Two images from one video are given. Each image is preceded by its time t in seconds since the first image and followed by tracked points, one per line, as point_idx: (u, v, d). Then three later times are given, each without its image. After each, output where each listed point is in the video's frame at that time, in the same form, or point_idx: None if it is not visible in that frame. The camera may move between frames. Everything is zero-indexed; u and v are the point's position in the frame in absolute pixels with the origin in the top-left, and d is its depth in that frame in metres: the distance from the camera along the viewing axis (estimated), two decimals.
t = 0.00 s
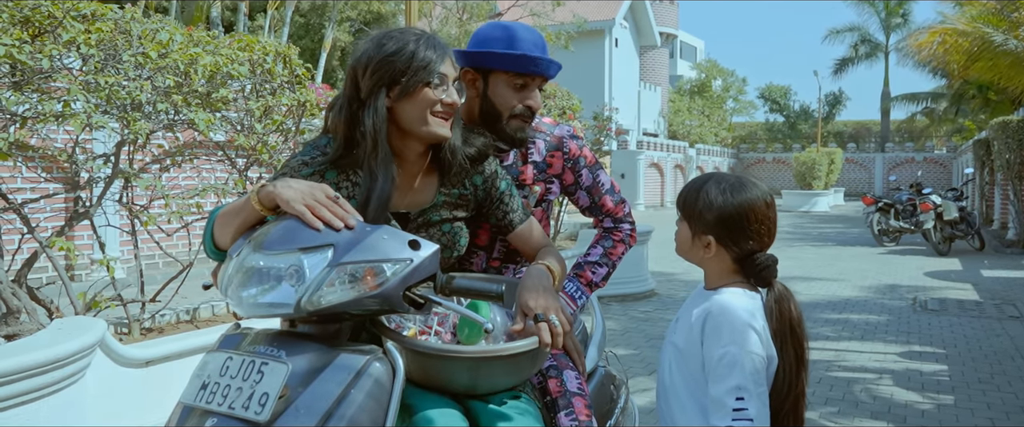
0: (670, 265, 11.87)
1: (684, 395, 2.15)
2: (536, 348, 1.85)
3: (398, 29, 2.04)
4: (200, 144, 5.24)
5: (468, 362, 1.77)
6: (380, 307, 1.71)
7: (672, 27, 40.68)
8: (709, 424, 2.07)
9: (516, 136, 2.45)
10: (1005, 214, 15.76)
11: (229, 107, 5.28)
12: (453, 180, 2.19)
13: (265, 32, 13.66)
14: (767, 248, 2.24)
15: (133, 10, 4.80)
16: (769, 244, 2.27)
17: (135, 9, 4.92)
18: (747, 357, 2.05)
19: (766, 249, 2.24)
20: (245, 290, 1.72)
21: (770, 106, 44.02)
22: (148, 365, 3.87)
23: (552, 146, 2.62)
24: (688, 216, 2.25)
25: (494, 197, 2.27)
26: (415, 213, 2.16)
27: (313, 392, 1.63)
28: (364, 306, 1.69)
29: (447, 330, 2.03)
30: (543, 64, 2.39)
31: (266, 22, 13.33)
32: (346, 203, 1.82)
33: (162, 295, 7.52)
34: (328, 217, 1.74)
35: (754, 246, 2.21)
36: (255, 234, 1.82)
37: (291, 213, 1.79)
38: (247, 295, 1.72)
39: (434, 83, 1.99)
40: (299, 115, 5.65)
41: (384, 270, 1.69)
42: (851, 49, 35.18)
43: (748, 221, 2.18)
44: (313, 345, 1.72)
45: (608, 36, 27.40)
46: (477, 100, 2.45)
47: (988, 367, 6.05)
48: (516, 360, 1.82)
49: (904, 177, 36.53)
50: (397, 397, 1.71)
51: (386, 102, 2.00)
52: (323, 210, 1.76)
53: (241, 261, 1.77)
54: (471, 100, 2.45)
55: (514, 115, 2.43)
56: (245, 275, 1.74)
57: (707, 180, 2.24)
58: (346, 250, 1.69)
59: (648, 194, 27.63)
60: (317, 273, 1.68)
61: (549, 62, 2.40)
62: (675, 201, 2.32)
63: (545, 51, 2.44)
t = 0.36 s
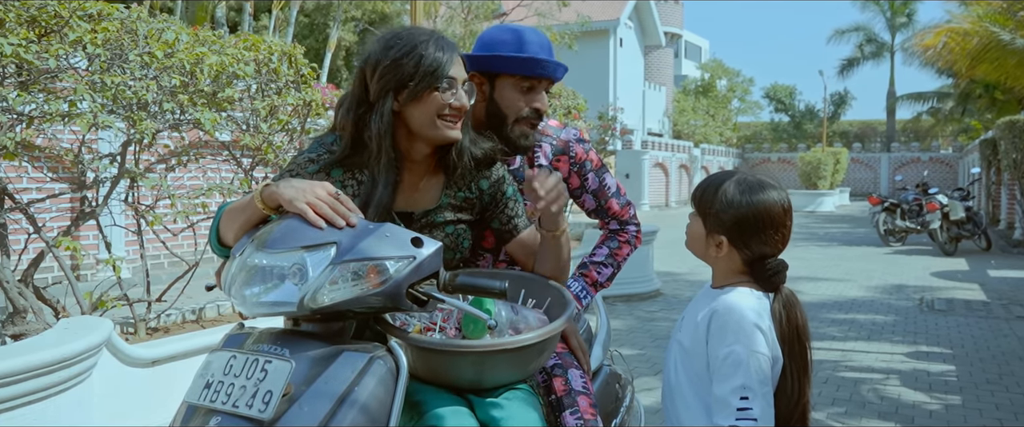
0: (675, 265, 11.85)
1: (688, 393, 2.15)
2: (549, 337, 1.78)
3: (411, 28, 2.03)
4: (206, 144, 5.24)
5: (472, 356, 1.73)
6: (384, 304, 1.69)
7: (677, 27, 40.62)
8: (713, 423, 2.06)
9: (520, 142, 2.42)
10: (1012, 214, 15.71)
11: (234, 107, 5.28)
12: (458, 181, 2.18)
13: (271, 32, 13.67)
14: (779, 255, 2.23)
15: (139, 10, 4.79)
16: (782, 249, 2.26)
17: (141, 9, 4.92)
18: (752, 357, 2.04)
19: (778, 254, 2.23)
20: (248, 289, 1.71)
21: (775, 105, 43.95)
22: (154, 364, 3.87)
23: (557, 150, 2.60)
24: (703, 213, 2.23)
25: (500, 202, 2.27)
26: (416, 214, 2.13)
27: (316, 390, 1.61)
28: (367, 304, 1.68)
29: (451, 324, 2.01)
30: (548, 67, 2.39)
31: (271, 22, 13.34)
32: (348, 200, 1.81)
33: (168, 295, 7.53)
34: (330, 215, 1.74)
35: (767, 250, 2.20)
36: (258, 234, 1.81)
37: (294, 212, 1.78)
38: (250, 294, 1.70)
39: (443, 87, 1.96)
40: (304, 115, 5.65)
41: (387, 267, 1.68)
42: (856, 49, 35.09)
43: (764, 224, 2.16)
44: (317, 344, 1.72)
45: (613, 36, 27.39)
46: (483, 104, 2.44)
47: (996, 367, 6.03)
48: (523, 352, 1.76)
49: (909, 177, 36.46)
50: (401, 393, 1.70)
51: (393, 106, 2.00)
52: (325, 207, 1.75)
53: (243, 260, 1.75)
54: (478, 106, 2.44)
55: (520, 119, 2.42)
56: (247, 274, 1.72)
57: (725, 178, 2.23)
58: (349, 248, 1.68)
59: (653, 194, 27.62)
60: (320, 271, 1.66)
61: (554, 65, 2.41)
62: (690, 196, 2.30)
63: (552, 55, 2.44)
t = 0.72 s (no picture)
0: (680, 266, 11.83)
1: (692, 398, 2.14)
2: (556, 334, 1.77)
3: (442, 43, 1.97)
4: (211, 144, 5.24)
5: (480, 356, 1.72)
6: (390, 305, 1.68)
7: (681, 27, 40.57)
8: None
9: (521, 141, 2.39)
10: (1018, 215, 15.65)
11: (240, 107, 5.28)
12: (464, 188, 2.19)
13: (277, 32, 13.67)
14: (783, 257, 2.23)
15: (145, 10, 4.79)
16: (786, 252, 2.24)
17: (147, 9, 4.92)
18: (757, 361, 2.03)
19: (782, 257, 2.22)
20: (255, 290, 1.71)
21: (780, 105, 43.85)
22: (160, 365, 3.87)
23: (563, 150, 2.60)
24: (705, 217, 2.22)
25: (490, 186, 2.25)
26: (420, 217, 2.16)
27: (323, 392, 1.61)
28: (373, 305, 1.67)
29: (458, 325, 2.01)
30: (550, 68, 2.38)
31: (277, 22, 13.34)
32: (353, 202, 1.81)
33: (174, 295, 7.54)
34: (336, 217, 1.73)
35: (771, 254, 2.19)
36: (264, 235, 1.80)
37: (299, 213, 1.78)
38: (257, 295, 1.70)
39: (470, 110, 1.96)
40: (310, 115, 5.65)
41: (394, 268, 1.67)
42: (862, 49, 35.00)
43: (768, 228, 2.15)
44: (323, 345, 1.71)
45: (617, 37, 27.38)
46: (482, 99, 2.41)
47: (1003, 369, 6.00)
48: (531, 349, 1.75)
49: (915, 177, 36.38)
50: (408, 394, 1.70)
51: (415, 123, 1.98)
52: (330, 209, 1.75)
53: (250, 262, 1.75)
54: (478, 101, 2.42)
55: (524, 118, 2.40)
56: (254, 275, 1.72)
57: (729, 180, 2.21)
58: (356, 249, 1.68)
59: (657, 195, 27.60)
60: (326, 272, 1.66)
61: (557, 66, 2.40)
62: (693, 199, 2.29)
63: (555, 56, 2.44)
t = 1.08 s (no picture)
0: (685, 267, 11.81)
1: (702, 401, 2.12)
2: (563, 339, 1.77)
3: (428, 35, 2.02)
4: (216, 147, 5.25)
5: (489, 359, 1.72)
6: (397, 309, 1.68)
7: (686, 28, 40.54)
8: None
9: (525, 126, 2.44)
10: None
11: (245, 109, 5.28)
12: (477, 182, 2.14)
13: (281, 34, 13.68)
14: (793, 261, 2.22)
15: (150, 13, 4.78)
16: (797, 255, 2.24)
17: (153, 12, 4.91)
18: (770, 364, 2.02)
19: (793, 260, 2.21)
20: (263, 294, 1.70)
21: (784, 107, 43.81)
22: (165, 367, 3.87)
23: (573, 132, 2.59)
24: (715, 220, 2.21)
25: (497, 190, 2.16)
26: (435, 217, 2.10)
27: (332, 396, 1.61)
28: (381, 309, 1.67)
29: (466, 329, 2.00)
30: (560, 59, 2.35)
31: (282, 24, 13.37)
32: (360, 205, 1.79)
33: (179, 297, 7.56)
34: (343, 220, 1.73)
35: (783, 256, 2.18)
36: (271, 238, 1.80)
37: (306, 217, 1.77)
38: (264, 298, 1.70)
39: (464, 92, 1.95)
40: (315, 117, 5.64)
41: (401, 272, 1.67)
42: (866, 50, 34.93)
43: (780, 229, 2.15)
44: (331, 349, 1.70)
45: (621, 38, 27.37)
46: (492, 83, 2.42)
47: (1011, 371, 5.97)
48: (538, 354, 1.75)
49: (920, 178, 36.32)
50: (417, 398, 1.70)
51: (410, 113, 1.98)
52: (338, 213, 1.74)
53: (257, 265, 1.75)
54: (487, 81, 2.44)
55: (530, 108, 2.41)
56: (262, 279, 1.72)
57: (739, 183, 2.21)
58: (364, 252, 1.67)
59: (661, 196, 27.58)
60: (334, 276, 1.66)
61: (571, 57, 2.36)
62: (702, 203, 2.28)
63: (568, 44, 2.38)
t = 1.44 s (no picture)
0: (690, 269, 11.80)
1: (724, 403, 2.12)
2: (574, 342, 1.77)
3: (443, 31, 2.02)
4: (222, 148, 5.25)
5: (498, 361, 1.71)
6: (408, 311, 1.68)
7: (690, 29, 40.52)
8: None
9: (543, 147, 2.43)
10: None
11: (252, 110, 5.29)
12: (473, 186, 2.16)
13: (286, 36, 13.70)
14: (813, 260, 2.21)
15: (156, 14, 4.77)
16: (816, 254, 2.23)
17: (159, 13, 4.91)
18: (794, 366, 2.01)
19: (813, 259, 2.20)
20: (273, 295, 1.70)
21: (789, 108, 43.77)
22: (172, 368, 3.87)
23: (581, 157, 2.57)
24: (734, 222, 2.20)
25: (511, 198, 2.23)
26: (431, 216, 2.13)
27: (342, 398, 1.60)
28: (391, 311, 1.67)
29: (476, 330, 2.00)
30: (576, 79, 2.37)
31: (287, 25, 13.39)
32: (371, 206, 1.79)
33: (185, 298, 7.57)
34: (354, 222, 1.72)
35: (802, 256, 2.17)
36: (281, 239, 1.80)
37: (316, 218, 1.77)
38: (275, 300, 1.70)
39: (461, 100, 1.96)
40: (320, 118, 5.64)
41: (412, 273, 1.67)
42: (871, 51, 34.88)
43: (799, 230, 2.14)
44: (342, 351, 1.70)
45: (625, 39, 27.38)
46: (506, 107, 2.41)
47: (1018, 374, 5.95)
48: (549, 357, 1.74)
49: (925, 180, 36.26)
50: (427, 400, 1.69)
51: (410, 107, 1.99)
52: (348, 214, 1.73)
53: (268, 266, 1.75)
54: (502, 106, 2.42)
55: (542, 125, 2.42)
56: (272, 280, 1.72)
57: (756, 184, 2.20)
58: (374, 254, 1.66)
59: (666, 197, 27.58)
60: (345, 277, 1.65)
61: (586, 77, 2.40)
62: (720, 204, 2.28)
63: (580, 63, 2.43)
